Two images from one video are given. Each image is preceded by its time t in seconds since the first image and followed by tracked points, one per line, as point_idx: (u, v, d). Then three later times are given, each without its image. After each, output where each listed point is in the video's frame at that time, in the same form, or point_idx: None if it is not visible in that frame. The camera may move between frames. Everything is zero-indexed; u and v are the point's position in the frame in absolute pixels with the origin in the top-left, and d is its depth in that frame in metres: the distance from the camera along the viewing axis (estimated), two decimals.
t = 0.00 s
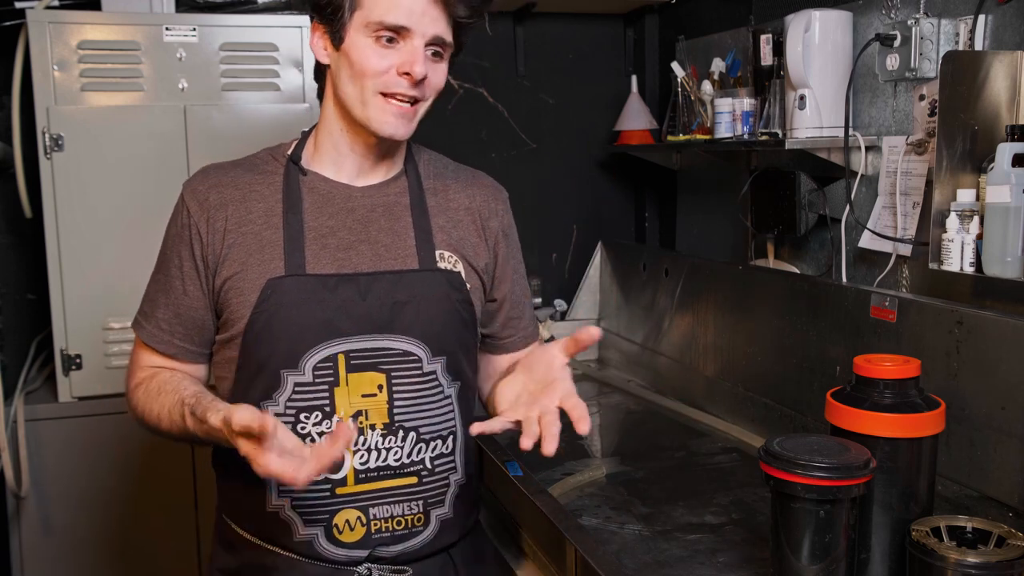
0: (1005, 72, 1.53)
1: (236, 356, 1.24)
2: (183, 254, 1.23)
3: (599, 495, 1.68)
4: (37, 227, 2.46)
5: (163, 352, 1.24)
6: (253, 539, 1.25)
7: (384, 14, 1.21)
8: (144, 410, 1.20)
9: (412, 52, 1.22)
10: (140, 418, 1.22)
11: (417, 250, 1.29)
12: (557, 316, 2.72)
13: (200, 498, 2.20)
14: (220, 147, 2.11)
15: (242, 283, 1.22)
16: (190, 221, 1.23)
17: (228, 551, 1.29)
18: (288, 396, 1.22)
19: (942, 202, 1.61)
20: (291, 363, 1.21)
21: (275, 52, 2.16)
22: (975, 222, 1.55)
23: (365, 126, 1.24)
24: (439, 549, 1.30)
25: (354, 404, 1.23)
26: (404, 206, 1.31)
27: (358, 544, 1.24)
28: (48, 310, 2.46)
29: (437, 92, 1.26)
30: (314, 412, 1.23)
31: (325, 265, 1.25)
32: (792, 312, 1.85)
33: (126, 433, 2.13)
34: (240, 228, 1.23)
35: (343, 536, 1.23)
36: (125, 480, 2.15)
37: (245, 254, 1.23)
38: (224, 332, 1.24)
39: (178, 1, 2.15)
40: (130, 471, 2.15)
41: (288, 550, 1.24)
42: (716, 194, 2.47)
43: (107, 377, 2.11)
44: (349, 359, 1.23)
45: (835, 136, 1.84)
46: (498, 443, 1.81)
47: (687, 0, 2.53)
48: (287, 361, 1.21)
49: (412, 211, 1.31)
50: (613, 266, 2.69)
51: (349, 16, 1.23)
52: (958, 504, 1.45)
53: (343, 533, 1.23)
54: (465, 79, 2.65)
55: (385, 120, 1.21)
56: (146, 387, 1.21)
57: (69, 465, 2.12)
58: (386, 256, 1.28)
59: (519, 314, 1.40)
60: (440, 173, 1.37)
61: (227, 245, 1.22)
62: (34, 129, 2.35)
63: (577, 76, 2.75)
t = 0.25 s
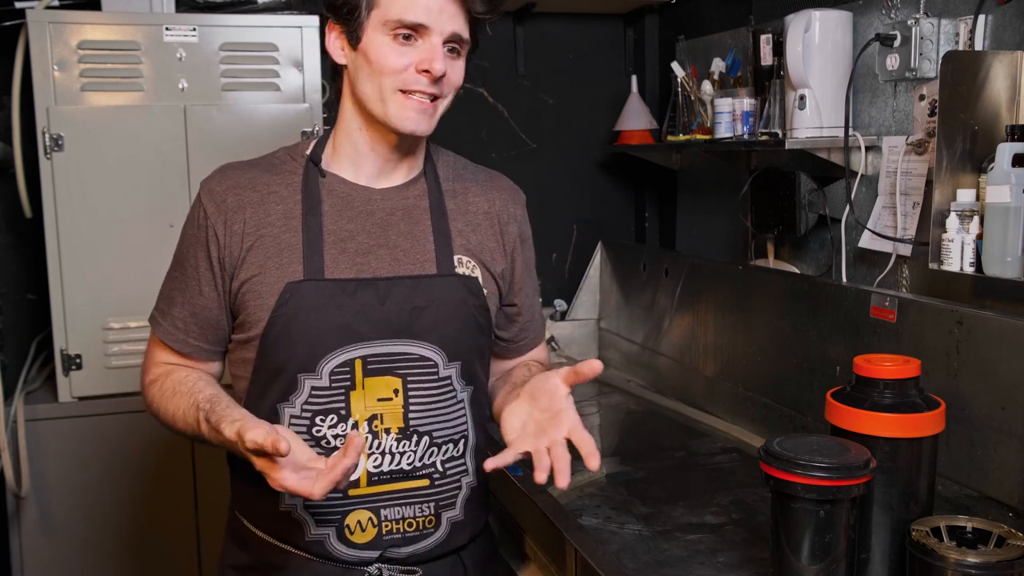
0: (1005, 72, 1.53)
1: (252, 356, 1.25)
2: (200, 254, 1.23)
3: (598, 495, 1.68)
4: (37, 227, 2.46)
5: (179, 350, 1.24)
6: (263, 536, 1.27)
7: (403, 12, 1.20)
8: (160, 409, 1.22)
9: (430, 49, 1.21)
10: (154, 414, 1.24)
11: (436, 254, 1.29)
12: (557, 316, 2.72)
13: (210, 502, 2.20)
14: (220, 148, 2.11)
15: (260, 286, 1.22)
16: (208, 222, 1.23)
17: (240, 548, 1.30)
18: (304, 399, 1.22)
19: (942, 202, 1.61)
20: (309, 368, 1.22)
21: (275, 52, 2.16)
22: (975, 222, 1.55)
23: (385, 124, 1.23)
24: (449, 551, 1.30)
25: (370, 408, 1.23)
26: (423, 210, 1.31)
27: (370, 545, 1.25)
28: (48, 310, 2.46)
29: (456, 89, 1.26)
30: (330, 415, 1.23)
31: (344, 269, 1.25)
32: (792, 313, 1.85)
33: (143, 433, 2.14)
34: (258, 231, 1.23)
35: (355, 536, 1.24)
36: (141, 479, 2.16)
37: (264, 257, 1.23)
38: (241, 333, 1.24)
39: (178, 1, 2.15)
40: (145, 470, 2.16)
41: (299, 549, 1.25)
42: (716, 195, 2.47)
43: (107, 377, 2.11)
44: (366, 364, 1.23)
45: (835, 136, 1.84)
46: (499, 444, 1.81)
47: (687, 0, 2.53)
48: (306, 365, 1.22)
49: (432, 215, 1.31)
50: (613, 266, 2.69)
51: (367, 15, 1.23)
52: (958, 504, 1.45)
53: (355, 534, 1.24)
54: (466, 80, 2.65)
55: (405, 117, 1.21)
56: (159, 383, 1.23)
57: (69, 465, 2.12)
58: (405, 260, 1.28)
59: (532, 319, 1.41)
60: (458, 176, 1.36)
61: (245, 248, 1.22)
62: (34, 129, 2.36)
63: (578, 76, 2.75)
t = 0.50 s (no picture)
0: (1005, 72, 1.53)
1: (265, 355, 1.25)
2: (216, 252, 1.23)
3: (599, 495, 1.68)
4: (37, 227, 2.46)
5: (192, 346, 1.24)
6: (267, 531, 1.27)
7: (429, 20, 1.20)
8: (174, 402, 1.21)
9: (454, 58, 1.21)
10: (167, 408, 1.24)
11: (448, 258, 1.29)
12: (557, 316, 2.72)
13: (214, 504, 2.20)
14: (219, 149, 2.11)
15: (275, 285, 1.22)
16: (225, 220, 1.23)
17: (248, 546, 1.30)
18: (314, 398, 1.23)
19: (942, 202, 1.61)
20: (319, 368, 1.22)
21: (275, 52, 2.16)
22: (975, 222, 1.55)
23: (404, 130, 1.23)
24: (450, 552, 1.30)
25: (377, 409, 1.24)
26: (437, 212, 1.31)
27: (371, 544, 1.25)
28: (48, 310, 2.46)
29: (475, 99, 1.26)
30: (338, 414, 1.24)
31: (356, 271, 1.25)
32: (792, 312, 1.85)
33: (170, 432, 2.16)
34: (274, 230, 1.23)
35: (357, 535, 1.24)
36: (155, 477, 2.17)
37: (278, 257, 1.23)
38: (255, 331, 1.25)
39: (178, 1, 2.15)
40: (163, 469, 2.17)
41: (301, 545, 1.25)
42: (716, 194, 2.47)
43: (107, 377, 2.11)
44: (375, 365, 1.23)
45: (835, 136, 1.84)
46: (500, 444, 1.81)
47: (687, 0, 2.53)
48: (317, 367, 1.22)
49: (445, 218, 1.31)
50: (613, 266, 2.69)
51: (393, 19, 1.22)
52: (958, 504, 1.45)
53: (357, 532, 1.24)
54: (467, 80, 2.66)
55: (424, 125, 1.21)
56: (173, 378, 1.23)
57: (70, 464, 2.12)
58: (417, 264, 1.27)
59: (547, 323, 1.39)
60: (474, 180, 1.36)
61: (260, 247, 1.23)
62: (34, 129, 2.36)
63: (578, 76, 2.75)
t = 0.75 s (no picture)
0: (1005, 72, 1.53)
1: (274, 356, 1.24)
2: (223, 252, 1.21)
3: (599, 495, 1.68)
4: (37, 227, 2.46)
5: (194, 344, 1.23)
6: (276, 535, 1.28)
7: (495, 50, 1.21)
8: (179, 404, 1.20)
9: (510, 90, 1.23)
10: (170, 407, 1.22)
11: (456, 261, 1.29)
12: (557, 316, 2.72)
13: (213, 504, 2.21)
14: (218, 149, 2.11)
15: (286, 287, 1.22)
16: (233, 220, 1.22)
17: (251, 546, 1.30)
18: (325, 400, 1.23)
19: (942, 202, 1.61)
20: (331, 371, 1.22)
21: (275, 52, 2.16)
22: (975, 222, 1.55)
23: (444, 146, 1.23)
24: (461, 549, 1.31)
25: (388, 410, 1.24)
26: (445, 216, 1.31)
27: (385, 543, 1.25)
28: (48, 310, 2.46)
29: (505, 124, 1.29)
30: (349, 416, 1.24)
31: (368, 274, 1.25)
32: (792, 312, 1.85)
33: (170, 430, 2.16)
34: (284, 232, 1.23)
35: (371, 535, 1.25)
36: (158, 477, 2.17)
37: (290, 258, 1.22)
38: (262, 332, 1.24)
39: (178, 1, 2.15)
40: (164, 469, 2.17)
41: (313, 547, 1.26)
42: (716, 195, 2.46)
43: (107, 377, 2.11)
44: (387, 367, 1.24)
45: (835, 136, 1.84)
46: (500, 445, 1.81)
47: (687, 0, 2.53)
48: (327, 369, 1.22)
49: (453, 222, 1.31)
50: (613, 266, 2.69)
51: (457, 36, 1.20)
52: (959, 504, 1.45)
53: (371, 532, 1.25)
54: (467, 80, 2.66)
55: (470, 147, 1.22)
56: (176, 377, 1.22)
57: (70, 465, 2.12)
58: (426, 266, 1.28)
59: (543, 327, 1.39)
60: (479, 183, 1.37)
61: (271, 248, 1.22)
62: (34, 129, 2.36)
63: (578, 76, 2.75)
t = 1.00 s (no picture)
0: (1005, 72, 1.54)
1: (281, 358, 1.23)
2: (234, 251, 1.19)
3: (599, 495, 1.68)
4: (37, 227, 2.46)
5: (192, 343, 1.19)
6: (274, 535, 1.27)
7: (515, 66, 1.21)
8: (183, 407, 1.17)
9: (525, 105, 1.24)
10: (167, 409, 1.18)
11: (461, 265, 1.31)
12: (557, 316, 2.71)
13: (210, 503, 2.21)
14: (217, 150, 2.11)
15: (301, 290, 1.21)
16: (248, 218, 1.19)
17: (247, 548, 1.28)
18: (334, 402, 1.24)
19: (942, 202, 1.61)
20: (345, 375, 1.23)
21: (275, 52, 2.16)
22: (975, 222, 1.55)
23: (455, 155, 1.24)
24: (454, 542, 1.36)
25: (393, 411, 1.27)
26: (450, 221, 1.32)
27: (386, 540, 1.28)
28: (48, 310, 2.46)
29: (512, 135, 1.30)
30: (356, 417, 1.25)
31: (382, 279, 1.25)
32: (792, 312, 1.85)
33: (171, 428, 2.16)
34: (299, 233, 1.22)
35: (373, 532, 1.27)
36: (154, 477, 2.17)
37: (306, 259, 1.21)
38: (269, 332, 1.23)
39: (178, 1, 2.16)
40: (164, 469, 2.17)
41: (313, 546, 1.27)
42: (716, 195, 2.47)
43: (107, 377, 2.11)
44: (396, 370, 1.26)
45: (835, 136, 1.84)
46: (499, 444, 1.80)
47: None
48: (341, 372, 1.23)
49: (457, 227, 1.32)
50: (613, 266, 2.69)
51: (480, 49, 1.20)
52: (958, 504, 1.45)
53: (373, 530, 1.27)
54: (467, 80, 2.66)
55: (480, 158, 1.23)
56: (176, 379, 1.18)
57: (70, 464, 2.12)
58: (435, 270, 1.29)
59: (531, 327, 1.43)
60: (473, 185, 1.39)
61: (285, 250, 1.21)
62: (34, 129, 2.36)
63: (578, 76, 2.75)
